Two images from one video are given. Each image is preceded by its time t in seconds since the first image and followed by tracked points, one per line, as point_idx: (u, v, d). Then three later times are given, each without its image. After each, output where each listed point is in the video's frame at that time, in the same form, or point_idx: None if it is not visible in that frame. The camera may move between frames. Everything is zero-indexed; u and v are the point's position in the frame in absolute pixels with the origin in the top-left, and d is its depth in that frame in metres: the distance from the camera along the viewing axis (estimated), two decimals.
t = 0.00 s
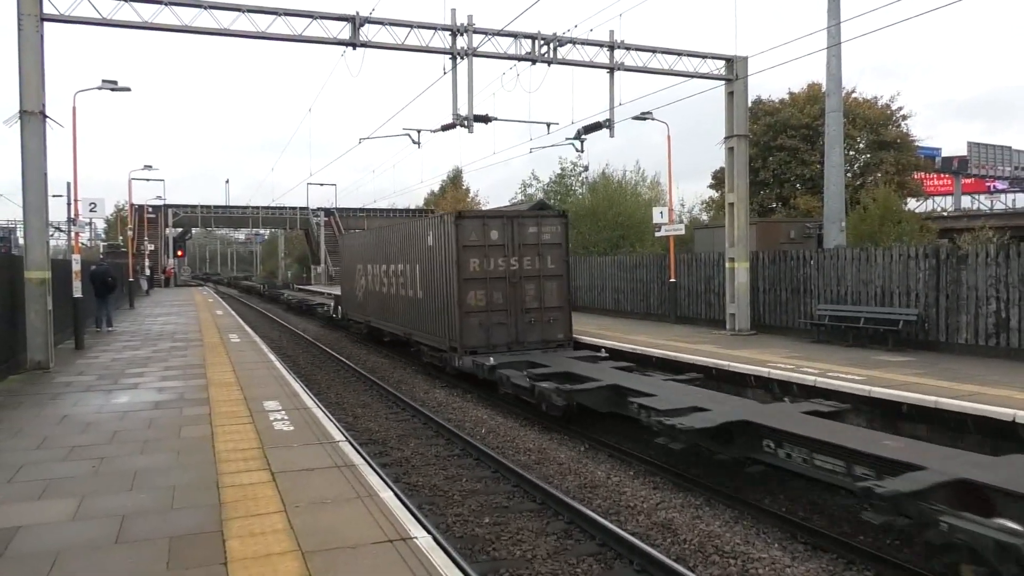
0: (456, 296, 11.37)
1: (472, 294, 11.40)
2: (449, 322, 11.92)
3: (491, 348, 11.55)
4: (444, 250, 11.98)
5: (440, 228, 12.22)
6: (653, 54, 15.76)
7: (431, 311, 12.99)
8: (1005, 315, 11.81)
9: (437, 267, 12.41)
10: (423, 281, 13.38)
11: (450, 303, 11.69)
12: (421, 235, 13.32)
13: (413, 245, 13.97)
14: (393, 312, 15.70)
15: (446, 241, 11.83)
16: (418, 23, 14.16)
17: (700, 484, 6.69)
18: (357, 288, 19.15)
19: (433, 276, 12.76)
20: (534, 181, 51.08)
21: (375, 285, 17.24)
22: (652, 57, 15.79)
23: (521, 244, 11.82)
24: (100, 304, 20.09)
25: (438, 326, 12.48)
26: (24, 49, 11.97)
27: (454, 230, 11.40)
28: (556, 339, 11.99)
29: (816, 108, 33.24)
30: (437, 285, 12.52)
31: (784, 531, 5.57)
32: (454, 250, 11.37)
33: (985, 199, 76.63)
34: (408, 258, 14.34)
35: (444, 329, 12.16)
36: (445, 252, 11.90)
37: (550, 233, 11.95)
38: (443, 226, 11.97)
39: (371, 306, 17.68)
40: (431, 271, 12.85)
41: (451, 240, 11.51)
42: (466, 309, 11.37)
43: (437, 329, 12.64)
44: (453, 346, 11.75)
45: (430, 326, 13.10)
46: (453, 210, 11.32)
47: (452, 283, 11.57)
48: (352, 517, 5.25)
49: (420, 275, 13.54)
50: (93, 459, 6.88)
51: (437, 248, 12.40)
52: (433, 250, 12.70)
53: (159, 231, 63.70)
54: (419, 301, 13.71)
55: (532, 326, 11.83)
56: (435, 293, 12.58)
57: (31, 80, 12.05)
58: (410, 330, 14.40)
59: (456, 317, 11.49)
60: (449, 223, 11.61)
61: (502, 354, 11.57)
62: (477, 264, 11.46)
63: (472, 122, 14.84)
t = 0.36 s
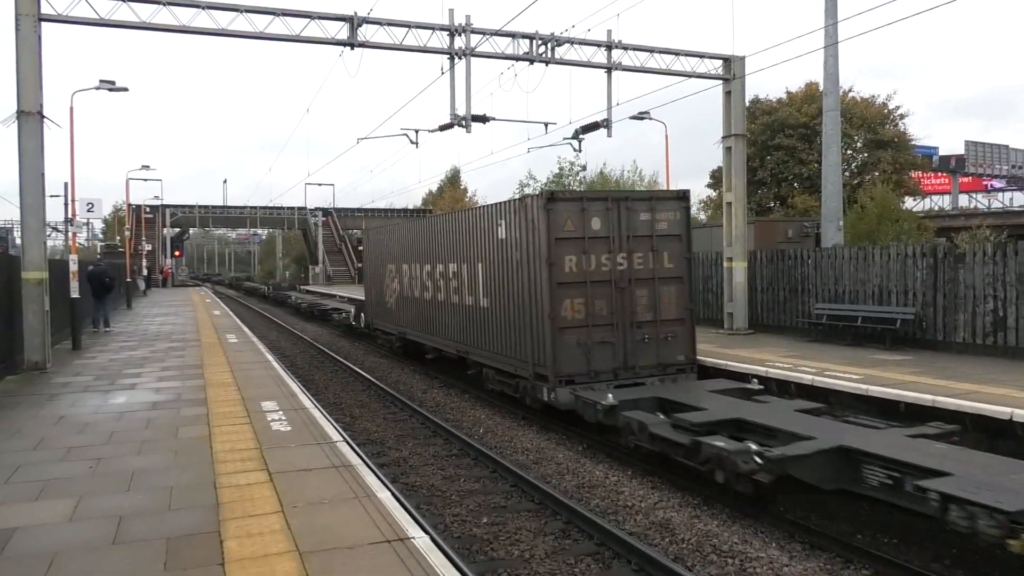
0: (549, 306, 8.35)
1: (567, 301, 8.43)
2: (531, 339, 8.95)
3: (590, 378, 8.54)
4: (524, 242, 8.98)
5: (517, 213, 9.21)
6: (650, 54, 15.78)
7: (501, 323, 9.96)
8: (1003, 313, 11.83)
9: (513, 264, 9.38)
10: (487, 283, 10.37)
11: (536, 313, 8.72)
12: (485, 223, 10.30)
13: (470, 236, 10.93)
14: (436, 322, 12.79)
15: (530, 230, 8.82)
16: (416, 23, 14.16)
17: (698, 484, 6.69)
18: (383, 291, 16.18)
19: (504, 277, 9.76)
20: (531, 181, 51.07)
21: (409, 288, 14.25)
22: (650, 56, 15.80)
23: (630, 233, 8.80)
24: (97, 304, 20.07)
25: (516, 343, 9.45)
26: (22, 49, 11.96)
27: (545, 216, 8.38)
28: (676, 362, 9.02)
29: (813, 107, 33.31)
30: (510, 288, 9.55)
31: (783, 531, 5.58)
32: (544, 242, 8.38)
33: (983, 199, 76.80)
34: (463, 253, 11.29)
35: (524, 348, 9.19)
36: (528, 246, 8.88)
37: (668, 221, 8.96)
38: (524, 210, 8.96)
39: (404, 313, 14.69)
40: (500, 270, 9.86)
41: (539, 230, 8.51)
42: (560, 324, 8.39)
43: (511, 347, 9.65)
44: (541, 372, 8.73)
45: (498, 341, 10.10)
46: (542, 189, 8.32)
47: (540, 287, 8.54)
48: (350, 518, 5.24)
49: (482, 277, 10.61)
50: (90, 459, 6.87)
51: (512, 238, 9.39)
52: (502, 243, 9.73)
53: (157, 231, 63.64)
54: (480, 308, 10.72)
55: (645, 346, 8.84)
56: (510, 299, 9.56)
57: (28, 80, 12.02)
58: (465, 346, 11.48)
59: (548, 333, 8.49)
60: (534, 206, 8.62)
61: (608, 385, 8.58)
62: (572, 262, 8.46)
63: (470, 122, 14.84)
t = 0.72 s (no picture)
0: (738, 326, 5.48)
1: (760, 319, 5.54)
2: (693, 372, 6.05)
3: (795, 436, 5.63)
4: (681, 231, 6.09)
5: (662, 190, 6.37)
6: (640, 56, 15.86)
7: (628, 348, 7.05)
8: (989, 314, 11.96)
9: (655, 263, 6.49)
10: (598, 291, 7.52)
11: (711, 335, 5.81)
12: (594, 208, 7.46)
13: (566, 228, 8.06)
14: (502, 340, 9.91)
15: (695, 212, 5.91)
16: (407, 24, 14.17)
17: (688, 484, 6.74)
18: (418, 299, 13.22)
19: (631, 282, 6.90)
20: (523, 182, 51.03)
21: (459, 296, 11.29)
22: (640, 59, 15.88)
23: (846, 217, 5.90)
24: (86, 304, 19.95)
25: (660, 377, 6.55)
26: (10, 48, 11.89)
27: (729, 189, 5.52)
28: (908, 408, 6.11)
29: (802, 109, 33.57)
30: (649, 298, 6.62)
31: (771, 530, 5.63)
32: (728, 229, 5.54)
33: (970, 201, 77.49)
34: (554, 250, 8.37)
35: (681, 386, 6.27)
36: (687, 238, 6.01)
37: (895, 199, 6.08)
38: (682, 183, 6.07)
39: (450, 328, 11.77)
40: (627, 270, 6.94)
41: (717, 212, 5.64)
42: (750, 355, 5.50)
43: (649, 382, 6.72)
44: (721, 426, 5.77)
45: (623, 372, 7.16)
46: (725, 149, 5.48)
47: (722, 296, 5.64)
48: (340, 519, 5.25)
49: (588, 282, 7.70)
50: (79, 460, 6.85)
51: (653, 226, 6.49)
52: (632, 234, 6.85)
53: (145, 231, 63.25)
54: (586, 326, 7.78)
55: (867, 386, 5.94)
56: (644, 316, 6.72)
57: (16, 79, 11.95)
58: (553, 376, 8.60)
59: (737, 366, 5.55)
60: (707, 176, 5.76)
61: (818, 446, 5.67)
62: (767, 259, 5.59)
63: (461, 123, 14.86)
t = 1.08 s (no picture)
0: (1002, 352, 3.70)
1: None
2: (899, 413, 4.27)
3: None
4: (883, 217, 4.31)
5: (843, 161, 4.61)
6: (639, 56, 15.86)
7: (771, 373, 5.22)
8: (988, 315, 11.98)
9: (823, 262, 4.74)
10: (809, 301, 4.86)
11: (936, 366, 4.03)
12: (716, 190, 5.67)
13: (670, 217, 6.19)
14: (567, 356, 8.05)
15: (902, 193, 4.21)
16: (406, 25, 14.18)
17: (686, 484, 6.75)
18: (483, 306, 10.21)
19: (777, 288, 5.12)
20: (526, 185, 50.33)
21: (539, 309, 8.55)
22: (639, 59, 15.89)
23: None
24: (85, 306, 19.95)
25: (834, 418, 4.72)
26: (9, 50, 11.89)
27: (989, 157, 3.76)
28: None
29: (801, 110, 33.63)
30: (809, 312, 4.85)
31: (770, 529, 5.65)
32: (983, 213, 3.78)
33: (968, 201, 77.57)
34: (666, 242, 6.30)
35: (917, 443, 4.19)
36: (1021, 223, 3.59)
37: None
38: (884, 152, 4.32)
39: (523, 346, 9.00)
40: (778, 274, 5.09)
41: None
42: None
43: (813, 422, 4.88)
44: (962, 495, 3.95)
45: (761, 405, 5.34)
46: None
47: (974, 307, 3.84)
48: (340, 519, 5.25)
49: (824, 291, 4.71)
50: (79, 461, 6.85)
51: (825, 212, 4.72)
52: (783, 225, 5.05)
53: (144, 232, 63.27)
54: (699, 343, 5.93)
55: None
56: (932, 344, 4.04)
57: (15, 80, 11.96)
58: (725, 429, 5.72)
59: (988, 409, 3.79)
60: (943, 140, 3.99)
61: None
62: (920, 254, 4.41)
63: (460, 123, 14.87)
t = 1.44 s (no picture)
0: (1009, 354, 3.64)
1: None
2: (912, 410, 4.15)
3: None
4: (891, 220, 4.21)
5: (848, 164, 4.50)
6: (633, 56, 15.89)
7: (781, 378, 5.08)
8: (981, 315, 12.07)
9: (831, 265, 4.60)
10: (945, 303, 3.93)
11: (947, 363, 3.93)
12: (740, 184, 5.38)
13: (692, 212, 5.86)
14: (616, 374, 7.05)
15: (913, 195, 4.10)
16: (399, 24, 14.17)
17: (680, 483, 6.75)
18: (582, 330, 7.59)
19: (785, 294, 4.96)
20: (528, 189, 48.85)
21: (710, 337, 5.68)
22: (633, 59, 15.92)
23: None
24: (78, 306, 19.87)
25: (844, 421, 4.60)
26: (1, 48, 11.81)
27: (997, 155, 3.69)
28: None
29: (795, 109, 33.77)
30: (817, 315, 4.74)
31: (764, 529, 5.66)
32: (993, 211, 3.70)
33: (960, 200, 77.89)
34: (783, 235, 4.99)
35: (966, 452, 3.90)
36: None
37: None
38: (892, 154, 4.23)
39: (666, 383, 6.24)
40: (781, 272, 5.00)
41: None
42: None
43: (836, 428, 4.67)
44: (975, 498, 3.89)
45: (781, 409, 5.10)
46: None
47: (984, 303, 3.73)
48: (333, 519, 5.26)
49: None
50: (72, 462, 6.83)
51: (829, 216, 4.62)
52: (789, 228, 4.94)
53: (137, 232, 63.08)
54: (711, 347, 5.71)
55: None
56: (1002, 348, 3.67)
57: (7, 79, 11.90)
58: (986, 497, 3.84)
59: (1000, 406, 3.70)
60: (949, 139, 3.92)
61: None
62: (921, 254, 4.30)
63: (454, 123, 14.86)
